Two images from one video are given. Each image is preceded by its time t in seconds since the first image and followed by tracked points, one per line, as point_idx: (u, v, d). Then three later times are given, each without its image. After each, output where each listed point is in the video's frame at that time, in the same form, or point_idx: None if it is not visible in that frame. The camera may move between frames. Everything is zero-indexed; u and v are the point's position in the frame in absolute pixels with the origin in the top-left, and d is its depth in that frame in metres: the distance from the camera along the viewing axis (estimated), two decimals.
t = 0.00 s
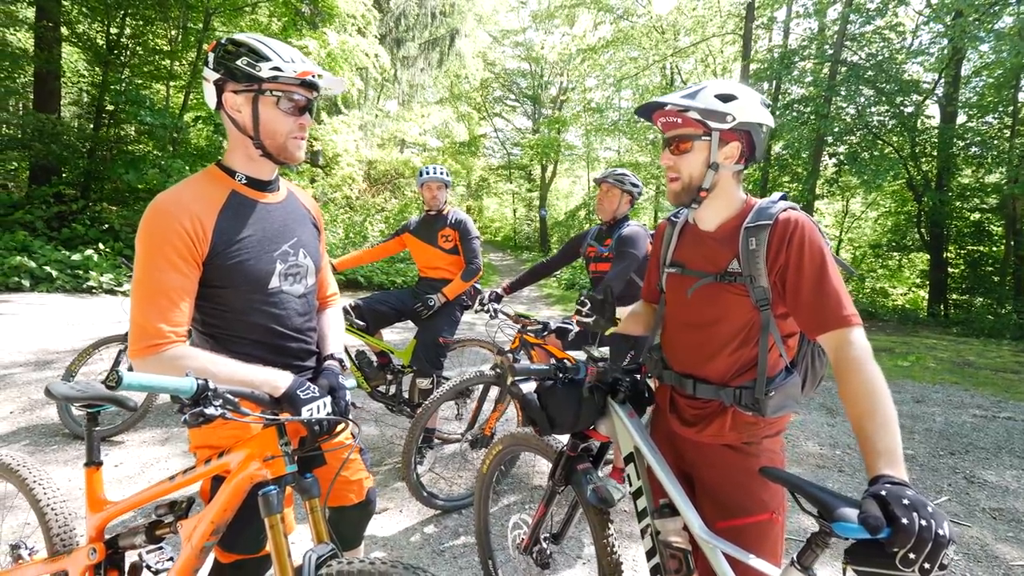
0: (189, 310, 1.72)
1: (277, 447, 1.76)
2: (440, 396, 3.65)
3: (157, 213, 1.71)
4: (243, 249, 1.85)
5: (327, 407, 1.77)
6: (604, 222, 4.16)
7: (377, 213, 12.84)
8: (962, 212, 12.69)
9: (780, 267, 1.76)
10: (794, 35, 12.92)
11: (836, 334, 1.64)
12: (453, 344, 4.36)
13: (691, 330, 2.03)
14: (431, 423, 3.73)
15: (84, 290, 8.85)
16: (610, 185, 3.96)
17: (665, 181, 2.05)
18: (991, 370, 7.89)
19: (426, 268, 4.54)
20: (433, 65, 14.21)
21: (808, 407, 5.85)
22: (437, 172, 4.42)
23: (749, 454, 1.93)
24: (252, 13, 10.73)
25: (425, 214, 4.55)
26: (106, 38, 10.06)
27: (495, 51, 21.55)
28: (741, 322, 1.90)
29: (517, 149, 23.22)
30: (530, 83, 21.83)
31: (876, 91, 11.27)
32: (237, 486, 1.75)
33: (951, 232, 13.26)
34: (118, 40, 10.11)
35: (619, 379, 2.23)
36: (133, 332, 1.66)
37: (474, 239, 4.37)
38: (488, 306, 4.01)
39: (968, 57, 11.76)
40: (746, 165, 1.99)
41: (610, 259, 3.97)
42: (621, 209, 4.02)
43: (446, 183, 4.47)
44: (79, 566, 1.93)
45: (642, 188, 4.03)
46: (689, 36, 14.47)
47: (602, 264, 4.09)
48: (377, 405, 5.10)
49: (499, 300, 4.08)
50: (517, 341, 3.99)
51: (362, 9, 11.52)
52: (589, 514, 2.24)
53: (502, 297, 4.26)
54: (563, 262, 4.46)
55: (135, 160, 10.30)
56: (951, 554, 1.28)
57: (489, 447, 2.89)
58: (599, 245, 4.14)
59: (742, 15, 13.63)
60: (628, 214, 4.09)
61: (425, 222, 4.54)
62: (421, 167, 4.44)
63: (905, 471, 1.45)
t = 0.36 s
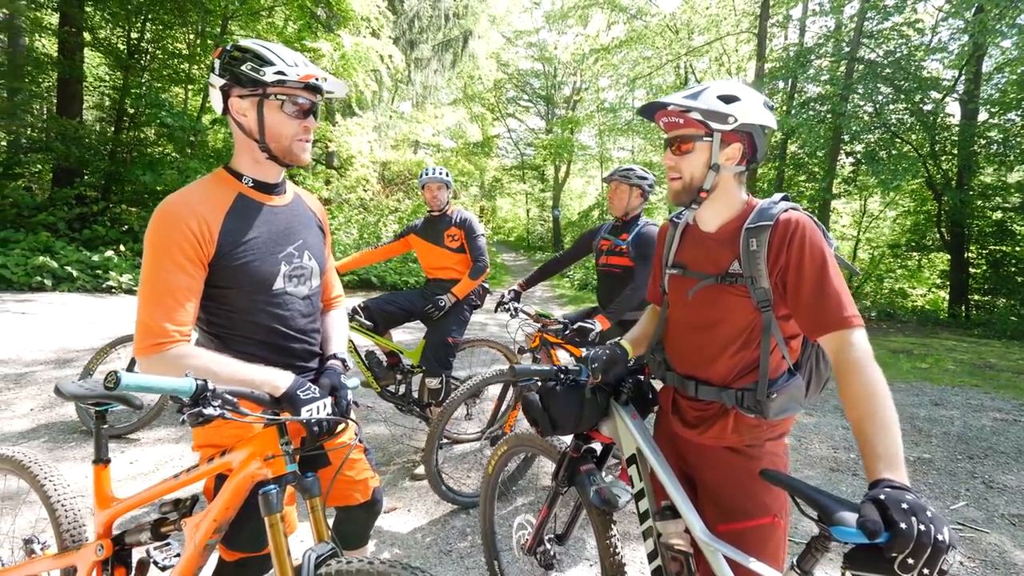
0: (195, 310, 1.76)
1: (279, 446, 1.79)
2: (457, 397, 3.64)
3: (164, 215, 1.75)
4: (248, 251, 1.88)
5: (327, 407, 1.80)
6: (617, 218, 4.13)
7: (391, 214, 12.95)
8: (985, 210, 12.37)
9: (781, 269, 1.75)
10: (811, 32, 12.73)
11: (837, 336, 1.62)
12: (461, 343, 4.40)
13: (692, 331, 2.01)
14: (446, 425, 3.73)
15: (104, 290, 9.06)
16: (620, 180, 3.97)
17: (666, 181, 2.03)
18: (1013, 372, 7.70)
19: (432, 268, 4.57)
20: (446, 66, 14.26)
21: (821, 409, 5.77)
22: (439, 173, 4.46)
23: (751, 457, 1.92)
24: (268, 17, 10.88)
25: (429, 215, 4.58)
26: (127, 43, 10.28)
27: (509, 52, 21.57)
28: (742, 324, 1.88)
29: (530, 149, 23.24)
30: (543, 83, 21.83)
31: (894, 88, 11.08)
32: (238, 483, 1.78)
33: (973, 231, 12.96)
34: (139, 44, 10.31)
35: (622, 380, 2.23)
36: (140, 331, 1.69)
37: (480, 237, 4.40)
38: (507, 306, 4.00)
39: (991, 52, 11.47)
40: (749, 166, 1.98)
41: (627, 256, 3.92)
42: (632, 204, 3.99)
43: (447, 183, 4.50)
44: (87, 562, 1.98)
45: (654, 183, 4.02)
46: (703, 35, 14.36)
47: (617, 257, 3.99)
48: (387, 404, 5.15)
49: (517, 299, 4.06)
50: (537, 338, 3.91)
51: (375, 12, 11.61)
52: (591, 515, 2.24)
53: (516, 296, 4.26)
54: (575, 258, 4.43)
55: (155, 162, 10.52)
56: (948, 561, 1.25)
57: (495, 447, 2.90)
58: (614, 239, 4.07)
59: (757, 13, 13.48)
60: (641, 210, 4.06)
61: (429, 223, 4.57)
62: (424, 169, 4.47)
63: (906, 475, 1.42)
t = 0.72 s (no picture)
0: (192, 310, 1.77)
1: (274, 446, 1.81)
2: (466, 404, 3.57)
3: (163, 215, 1.76)
4: (246, 251, 1.90)
5: (321, 409, 1.82)
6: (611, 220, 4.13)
7: (400, 216, 13.03)
8: (1001, 210, 12.13)
9: (778, 268, 1.73)
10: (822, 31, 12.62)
11: (833, 336, 1.60)
12: (462, 344, 4.40)
13: (690, 332, 2.00)
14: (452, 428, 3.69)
15: (118, 292, 9.20)
16: (611, 183, 4.00)
17: (666, 180, 2.01)
18: None
19: (435, 269, 4.60)
20: (454, 69, 14.31)
21: (831, 412, 5.71)
22: (444, 173, 4.49)
23: (748, 459, 1.90)
24: (278, 21, 10.99)
25: (434, 216, 4.60)
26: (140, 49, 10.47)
27: (518, 54, 21.61)
28: (739, 324, 1.87)
29: (539, 151, 23.24)
30: (552, 85, 21.84)
31: (907, 87, 10.96)
32: (235, 483, 1.81)
33: (989, 231, 12.74)
34: (152, 50, 10.47)
35: (621, 381, 2.22)
36: (137, 330, 1.71)
37: (482, 239, 4.39)
38: (509, 307, 3.99)
39: (1007, 48, 11.26)
40: (747, 166, 1.97)
41: (621, 257, 3.89)
42: (625, 206, 3.99)
43: (450, 184, 4.51)
44: (89, 560, 2.00)
45: (647, 185, 4.02)
46: (712, 34, 14.30)
47: (613, 257, 3.95)
48: (393, 405, 5.18)
49: (517, 300, 4.06)
50: (540, 342, 3.87)
51: (383, 15, 11.67)
52: (591, 517, 2.23)
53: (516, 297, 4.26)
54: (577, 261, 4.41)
55: (167, 166, 10.67)
56: (943, 565, 1.23)
57: (495, 450, 2.89)
58: (606, 241, 4.05)
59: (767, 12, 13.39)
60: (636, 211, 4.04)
61: (433, 224, 4.59)
62: (429, 170, 4.51)
63: (902, 478, 1.40)
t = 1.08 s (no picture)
0: (195, 310, 1.80)
1: (274, 445, 1.83)
2: (470, 403, 3.64)
3: (166, 217, 1.79)
4: (250, 252, 1.92)
5: (321, 408, 1.83)
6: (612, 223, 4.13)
7: (412, 217, 13.12)
8: None
9: (778, 269, 1.71)
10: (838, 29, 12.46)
11: (834, 337, 1.57)
12: (469, 345, 4.42)
13: (690, 334, 1.98)
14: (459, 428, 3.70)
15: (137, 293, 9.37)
16: (609, 186, 3.95)
17: (669, 179, 1.99)
18: None
19: (444, 271, 4.62)
20: (467, 72, 14.35)
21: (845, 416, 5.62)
22: (455, 176, 4.51)
23: (749, 463, 1.89)
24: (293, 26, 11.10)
25: (444, 219, 4.63)
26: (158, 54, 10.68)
27: (530, 56, 21.64)
28: (741, 325, 1.85)
29: (551, 152, 23.24)
30: (565, 86, 21.83)
31: (925, 85, 10.78)
32: (236, 482, 1.83)
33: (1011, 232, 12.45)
34: (170, 55, 10.68)
35: (623, 383, 2.21)
36: (142, 329, 1.74)
37: (491, 243, 4.39)
38: (516, 309, 3.99)
39: None
40: (750, 167, 1.96)
41: (622, 258, 3.89)
42: (626, 209, 3.96)
43: (462, 187, 4.53)
44: (97, 555, 2.05)
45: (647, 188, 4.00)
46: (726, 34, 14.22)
47: (613, 262, 3.98)
48: (403, 405, 5.21)
49: (524, 302, 4.06)
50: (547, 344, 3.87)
51: (395, 19, 11.76)
52: (593, 520, 2.21)
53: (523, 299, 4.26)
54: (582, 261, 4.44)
55: (184, 169, 10.86)
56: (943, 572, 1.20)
57: (499, 451, 2.88)
58: (609, 244, 4.06)
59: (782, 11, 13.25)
60: (637, 212, 4.01)
61: (444, 226, 4.61)
62: (442, 173, 4.55)
63: (904, 484, 1.37)
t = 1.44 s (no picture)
0: (192, 307, 1.83)
1: (269, 441, 1.84)
2: (472, 400, 3.64)
3: (164, 216, 1.82)
4: (247, 251, 1.95)
5: (315, 405, 1.85)
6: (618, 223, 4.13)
7: (420, 217, 13.18)
8: None
9: (771, 267, 1.70)
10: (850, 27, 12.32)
11: (825, 335, 1.56)
12: (471, 344, 4.43)
13: (684, 333, 1.98)
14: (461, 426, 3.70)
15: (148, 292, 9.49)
16: (618, 183, 3.97)
17: (654, 183, 2.00)
18: None
19: (446, 270, 4.63)
20: (475, 72, 14.36)
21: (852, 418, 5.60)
22: (462, 176, 4.53)
23: (743, 461, 1.88)
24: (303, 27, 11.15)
25: (449, 218, 4.64)
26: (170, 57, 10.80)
27: (538, 55, 21.65)
28: (735, 323, 1.84)
29: (560, 152, 23.24)
30: (573, 86, 21.80)
31: (938, 83, 10.64)
32: (233, 476, 1.86)
33: None
34: (182, 57, 10.80)
35: (618, 382, 2.20)
36: (140, 327, 1.77)
37: (494, 244, 4.41)
38: (518, 308, 4.00)
39: None
40: (738, 163, 1.92)
41: (626, 258, 3.87)
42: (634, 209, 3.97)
43: (469, 187, 4.55)
44: (98, 548, 2.08)
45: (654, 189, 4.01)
46: (735, 32, 14.15)
47: (618, 262, 3.94)
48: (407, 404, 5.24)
49: (526, 301, 4.07)
50: (549, 344, 3.87)
51: (404, 20, 11.82)
52: (590, 517, 2.20)
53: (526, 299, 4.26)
54: (586, 262, 4.42)
55: (194, 169, 10.96)
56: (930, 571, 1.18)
57: (499, 449, 2.89)
58: (613, 243, 4.04)
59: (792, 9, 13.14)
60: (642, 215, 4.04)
61: (448, 225, 4.62)
62: (449, 171, 4.58)
63: (895, 482, 1.35)
